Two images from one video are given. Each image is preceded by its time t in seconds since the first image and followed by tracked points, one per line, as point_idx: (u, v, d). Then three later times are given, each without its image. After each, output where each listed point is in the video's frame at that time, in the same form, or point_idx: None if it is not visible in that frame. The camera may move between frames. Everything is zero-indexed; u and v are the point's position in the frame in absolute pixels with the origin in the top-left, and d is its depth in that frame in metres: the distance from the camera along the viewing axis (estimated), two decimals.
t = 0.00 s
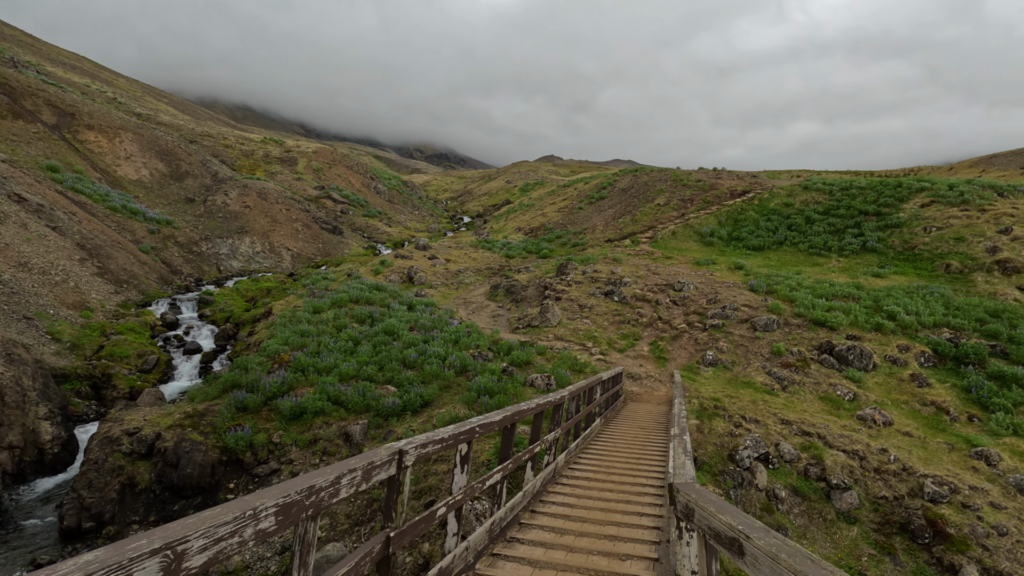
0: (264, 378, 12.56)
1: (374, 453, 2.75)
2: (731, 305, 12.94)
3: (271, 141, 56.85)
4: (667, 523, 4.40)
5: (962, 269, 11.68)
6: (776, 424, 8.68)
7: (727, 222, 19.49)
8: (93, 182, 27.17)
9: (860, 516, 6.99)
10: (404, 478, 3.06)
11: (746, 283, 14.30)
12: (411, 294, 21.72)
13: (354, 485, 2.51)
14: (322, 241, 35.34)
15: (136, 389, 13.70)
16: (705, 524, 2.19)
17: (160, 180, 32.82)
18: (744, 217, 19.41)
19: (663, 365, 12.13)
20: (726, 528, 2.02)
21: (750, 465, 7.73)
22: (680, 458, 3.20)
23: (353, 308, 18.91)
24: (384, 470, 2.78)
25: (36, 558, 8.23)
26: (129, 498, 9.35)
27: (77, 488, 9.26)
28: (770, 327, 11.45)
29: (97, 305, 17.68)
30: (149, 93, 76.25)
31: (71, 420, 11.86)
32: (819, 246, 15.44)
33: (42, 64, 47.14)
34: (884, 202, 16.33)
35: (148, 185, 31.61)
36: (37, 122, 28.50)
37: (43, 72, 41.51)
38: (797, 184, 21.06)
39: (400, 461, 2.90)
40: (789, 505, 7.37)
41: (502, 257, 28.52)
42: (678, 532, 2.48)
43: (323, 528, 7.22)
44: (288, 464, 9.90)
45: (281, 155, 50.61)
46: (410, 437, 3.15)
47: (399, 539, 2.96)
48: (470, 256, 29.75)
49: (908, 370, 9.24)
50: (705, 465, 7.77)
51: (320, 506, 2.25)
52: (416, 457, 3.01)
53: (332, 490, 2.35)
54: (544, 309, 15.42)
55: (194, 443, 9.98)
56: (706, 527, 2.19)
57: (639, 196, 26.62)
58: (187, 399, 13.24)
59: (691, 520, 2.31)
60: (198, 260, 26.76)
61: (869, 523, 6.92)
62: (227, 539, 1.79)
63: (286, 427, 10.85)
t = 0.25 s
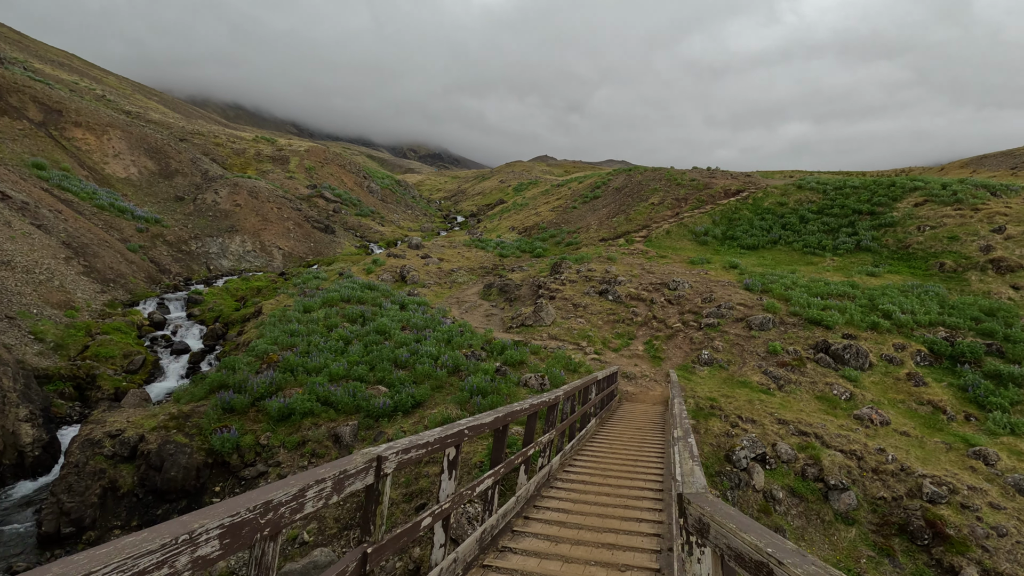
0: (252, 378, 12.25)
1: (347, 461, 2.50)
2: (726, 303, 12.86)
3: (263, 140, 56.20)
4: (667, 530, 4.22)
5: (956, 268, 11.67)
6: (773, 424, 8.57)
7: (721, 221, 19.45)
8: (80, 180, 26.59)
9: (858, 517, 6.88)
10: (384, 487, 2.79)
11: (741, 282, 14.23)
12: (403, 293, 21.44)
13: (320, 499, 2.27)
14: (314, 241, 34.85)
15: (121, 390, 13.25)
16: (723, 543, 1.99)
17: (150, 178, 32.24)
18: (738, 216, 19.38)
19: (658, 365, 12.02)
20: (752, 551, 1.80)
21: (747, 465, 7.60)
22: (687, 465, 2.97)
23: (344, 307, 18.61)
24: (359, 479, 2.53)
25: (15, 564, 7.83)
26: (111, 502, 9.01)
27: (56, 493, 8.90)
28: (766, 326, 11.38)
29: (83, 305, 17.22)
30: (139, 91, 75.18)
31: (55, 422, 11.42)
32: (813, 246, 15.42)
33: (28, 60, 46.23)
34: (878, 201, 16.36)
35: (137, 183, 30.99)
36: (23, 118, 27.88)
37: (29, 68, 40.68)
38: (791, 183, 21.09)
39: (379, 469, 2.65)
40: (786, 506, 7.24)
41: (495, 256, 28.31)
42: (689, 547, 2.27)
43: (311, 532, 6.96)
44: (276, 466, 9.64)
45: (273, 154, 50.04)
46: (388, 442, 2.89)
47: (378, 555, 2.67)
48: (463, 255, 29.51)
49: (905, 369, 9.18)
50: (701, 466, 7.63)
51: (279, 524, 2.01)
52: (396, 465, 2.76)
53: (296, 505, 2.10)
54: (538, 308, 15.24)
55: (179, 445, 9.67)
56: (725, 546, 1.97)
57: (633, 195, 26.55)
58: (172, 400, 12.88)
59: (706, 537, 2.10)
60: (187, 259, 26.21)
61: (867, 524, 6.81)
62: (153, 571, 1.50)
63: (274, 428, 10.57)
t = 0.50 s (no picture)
0: (239, 379, 11.95)
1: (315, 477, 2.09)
2: (720, 303, 12.79)
3: (254, 138, 55.50)
4: (665, 541, 4.05)
5: (948, 268, 11.70)
6: (768, 424, 8.47)
7: (714, 221, 19.43)
8: (65, 178, 26.00)
9: (854, 519, 6.79)
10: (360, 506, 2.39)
11: (734, 282, 14.19)
12: (394, 292, 21.17)
13: (277, 523, 1.84)
14: (305, 240, 34.35)
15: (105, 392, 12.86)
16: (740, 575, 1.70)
17: (137, 177, 31.62)
18: (731, 216, 19.38)
19: (652, 365, 11.92)
20: None
21: (742, 467, 7.49)
22: (694, 476, 2.72)
23: (335, 307, 18.31)
24: (328, 498, 2.13)
25: None
26: (92, 508, 8.63)
27: (32, 499, 8.41)
28: (760, 325, 11.32)
29: (67, 305, 16.75)
30: (129, 89, 74.06)
31: (35, 425, 10.99)
32: (805, 245, 15.43)
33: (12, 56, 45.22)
34: (870, 201, 16.42)
35: (125, 182, 30.34)
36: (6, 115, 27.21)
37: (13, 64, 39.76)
38: (783, 183, 21.15)
39: (354, 484, 2.26)
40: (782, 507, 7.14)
41: (488, 255, 28.12)
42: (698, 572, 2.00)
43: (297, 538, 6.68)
44: (262, 470, 9.38)
45: (264, 152, 49.44)
46: (364, 453, 2.48)
47: None
48: (455, 255, 29.28)
49: (899, 369, 9.13)
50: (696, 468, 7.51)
51: (225, 561, 1.59)
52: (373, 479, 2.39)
53: (248, 535, 1.69)
54: (531, 308, 15.08)
55: (162, 449, 9.35)
56: None
57: (626, 195, 26.50)
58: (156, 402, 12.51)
59: (719, 564, 1.84)
60: (175, 259, 25.65)
61: (863, 526, 6.72)
62: None
63: (261, 431, 10.30)
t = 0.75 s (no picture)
0: (225, 378, 11.64)
1: (276, 481, 1.83)
2: (715, 301, 12.71)
3: (245, 136, 54.79)
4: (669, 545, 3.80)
5: (942, 266, 11.69)
6: (765, 423, 8.36)
7: (708, 220, 19.39)
8: (51, 174, 25.39)
9: (853, 519, 6.68)
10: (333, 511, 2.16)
11: (729, 280, 14.13)
12: (387, 291, 20.89)
13: (223, 536, 1.57)
14: (296, 238, 33.87)
15: (89, 391, 12.48)
16: None
17: (126, 174, 30.99)
18: (725, 215, 19.34)
19: (647, 363, 11.81)
20: None
21: (739, 466, 7.37)
22: (707, 476, 2.50)
23: (325, 305, 18.00)
24: (292, 505, 1.87)
25: None
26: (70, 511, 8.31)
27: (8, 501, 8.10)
28: (756, 324, 11.24)
29: (50, 303, 16.28)
30: (118, 86, 72.89)
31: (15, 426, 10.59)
32: (800, 244, 15.41)
33: None
34: (864, 200, 16.44)
35: (113, 179, 29.70)
36: None
37: None
38: (777, 181, 21.17)
39: (324, 488, 2.00)
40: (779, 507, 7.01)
41: (481, 254, 27.90)
42: None
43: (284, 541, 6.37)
44: (249, 471, 9.11)
45: (255, 150, 48.82)
46: (336, 454, 2.23)
47: None
48: (448, 253, 29.03)
49: (895, 367, 9.07)
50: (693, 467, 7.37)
51: None
52: (346, 483, 2.15)
53: (184, 552, 1.43)
54: (525, 306, 14.90)
55: (145, 449, 9.04)
56: None
57: (620, 193, 26.43)
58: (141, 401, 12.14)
59: None
60: (164, 257, 25.09)
61: (862, 526, 6.61)
62: None
63: (247, 431, 10.02)
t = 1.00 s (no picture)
0: (212, 379, 11.34)
1: (229, 506, 1.60)
2: (710, 302, 12.63)
3: (237, 134, 54.14)
4: (670, 559, 3.60)
5: (936, 267, 11.69)
6: (762, 425, 8.26)
7: (703, 220, 19.36)
8: (37, 170, 24.82)
9: (851, 522, 6.58)
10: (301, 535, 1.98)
11: (724, 281, 14.08)
12: (379, 290, 20.63)
13: None
14: (288, 237, 33.42)
15: (73, 392, 12.11)
16: None
17: (115, 171, 30.40)
18: (719, 215, 19.32)
19: (642, 364, 11.71)
20: None
21: (736, 468, 7.27)
22: (722, 495, 2.24)
23: (316, 305, 17.72)
24: (249, 534, 1.64)
25: None
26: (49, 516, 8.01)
27: None
28: (751, 325, 11.18)
29: (34, 302, 15.85)
30: (108, 82, 71.78)
31: None
32: (794, 245, 15.40)
33: None
34: (858, 201, 16.47)
35: (102, 176, 29.13)
36: None
37: None
38: (772, 182, 21.19)
39: (289, 512, 1.79)
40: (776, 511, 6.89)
41: (475, 254, 27.71)
42: None
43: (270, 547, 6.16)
44: (235, 474, 8.85)
45: (247, 148, 48.25)
46: (305, 470, 2.01)
47: None
48: (442, 253, 28.81)
49: (891, 369, 9.02)
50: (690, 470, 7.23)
51: None
52: (315, 505, 1.94)
53: None
54: (519, 306, 14.74)
55: (128, 453, 8.75)
56: None
57: (615, 194, 26.37)
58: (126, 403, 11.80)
59: None
60: (153, 255, 24.59)
61: (860, 530, 6.50)
62: None
63: (234, 433, 9.76)
